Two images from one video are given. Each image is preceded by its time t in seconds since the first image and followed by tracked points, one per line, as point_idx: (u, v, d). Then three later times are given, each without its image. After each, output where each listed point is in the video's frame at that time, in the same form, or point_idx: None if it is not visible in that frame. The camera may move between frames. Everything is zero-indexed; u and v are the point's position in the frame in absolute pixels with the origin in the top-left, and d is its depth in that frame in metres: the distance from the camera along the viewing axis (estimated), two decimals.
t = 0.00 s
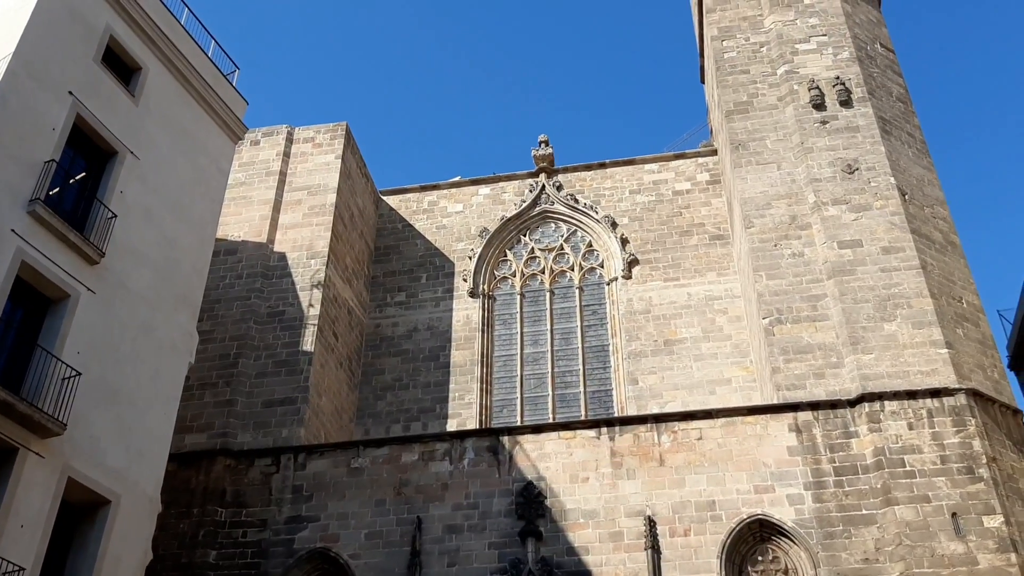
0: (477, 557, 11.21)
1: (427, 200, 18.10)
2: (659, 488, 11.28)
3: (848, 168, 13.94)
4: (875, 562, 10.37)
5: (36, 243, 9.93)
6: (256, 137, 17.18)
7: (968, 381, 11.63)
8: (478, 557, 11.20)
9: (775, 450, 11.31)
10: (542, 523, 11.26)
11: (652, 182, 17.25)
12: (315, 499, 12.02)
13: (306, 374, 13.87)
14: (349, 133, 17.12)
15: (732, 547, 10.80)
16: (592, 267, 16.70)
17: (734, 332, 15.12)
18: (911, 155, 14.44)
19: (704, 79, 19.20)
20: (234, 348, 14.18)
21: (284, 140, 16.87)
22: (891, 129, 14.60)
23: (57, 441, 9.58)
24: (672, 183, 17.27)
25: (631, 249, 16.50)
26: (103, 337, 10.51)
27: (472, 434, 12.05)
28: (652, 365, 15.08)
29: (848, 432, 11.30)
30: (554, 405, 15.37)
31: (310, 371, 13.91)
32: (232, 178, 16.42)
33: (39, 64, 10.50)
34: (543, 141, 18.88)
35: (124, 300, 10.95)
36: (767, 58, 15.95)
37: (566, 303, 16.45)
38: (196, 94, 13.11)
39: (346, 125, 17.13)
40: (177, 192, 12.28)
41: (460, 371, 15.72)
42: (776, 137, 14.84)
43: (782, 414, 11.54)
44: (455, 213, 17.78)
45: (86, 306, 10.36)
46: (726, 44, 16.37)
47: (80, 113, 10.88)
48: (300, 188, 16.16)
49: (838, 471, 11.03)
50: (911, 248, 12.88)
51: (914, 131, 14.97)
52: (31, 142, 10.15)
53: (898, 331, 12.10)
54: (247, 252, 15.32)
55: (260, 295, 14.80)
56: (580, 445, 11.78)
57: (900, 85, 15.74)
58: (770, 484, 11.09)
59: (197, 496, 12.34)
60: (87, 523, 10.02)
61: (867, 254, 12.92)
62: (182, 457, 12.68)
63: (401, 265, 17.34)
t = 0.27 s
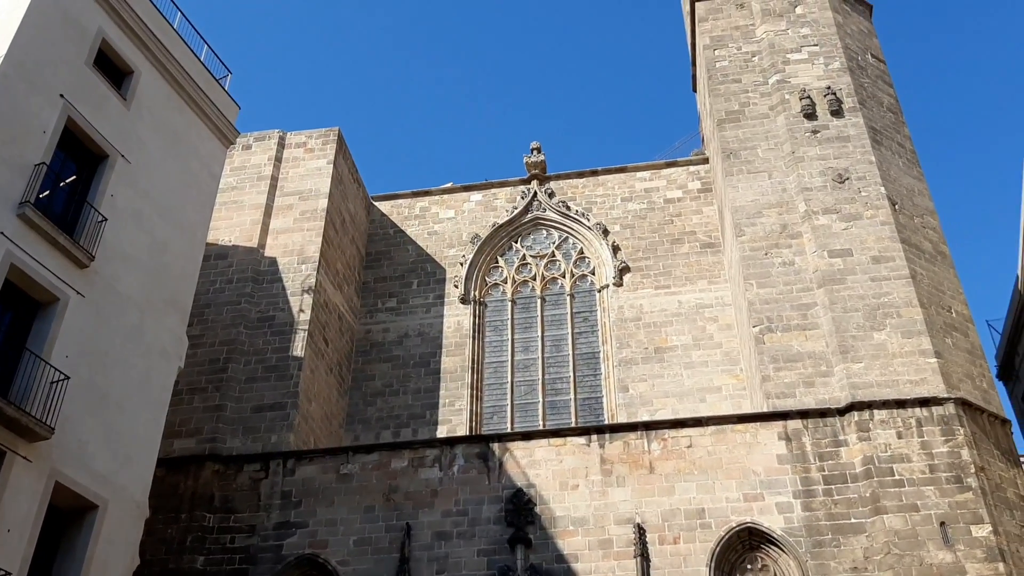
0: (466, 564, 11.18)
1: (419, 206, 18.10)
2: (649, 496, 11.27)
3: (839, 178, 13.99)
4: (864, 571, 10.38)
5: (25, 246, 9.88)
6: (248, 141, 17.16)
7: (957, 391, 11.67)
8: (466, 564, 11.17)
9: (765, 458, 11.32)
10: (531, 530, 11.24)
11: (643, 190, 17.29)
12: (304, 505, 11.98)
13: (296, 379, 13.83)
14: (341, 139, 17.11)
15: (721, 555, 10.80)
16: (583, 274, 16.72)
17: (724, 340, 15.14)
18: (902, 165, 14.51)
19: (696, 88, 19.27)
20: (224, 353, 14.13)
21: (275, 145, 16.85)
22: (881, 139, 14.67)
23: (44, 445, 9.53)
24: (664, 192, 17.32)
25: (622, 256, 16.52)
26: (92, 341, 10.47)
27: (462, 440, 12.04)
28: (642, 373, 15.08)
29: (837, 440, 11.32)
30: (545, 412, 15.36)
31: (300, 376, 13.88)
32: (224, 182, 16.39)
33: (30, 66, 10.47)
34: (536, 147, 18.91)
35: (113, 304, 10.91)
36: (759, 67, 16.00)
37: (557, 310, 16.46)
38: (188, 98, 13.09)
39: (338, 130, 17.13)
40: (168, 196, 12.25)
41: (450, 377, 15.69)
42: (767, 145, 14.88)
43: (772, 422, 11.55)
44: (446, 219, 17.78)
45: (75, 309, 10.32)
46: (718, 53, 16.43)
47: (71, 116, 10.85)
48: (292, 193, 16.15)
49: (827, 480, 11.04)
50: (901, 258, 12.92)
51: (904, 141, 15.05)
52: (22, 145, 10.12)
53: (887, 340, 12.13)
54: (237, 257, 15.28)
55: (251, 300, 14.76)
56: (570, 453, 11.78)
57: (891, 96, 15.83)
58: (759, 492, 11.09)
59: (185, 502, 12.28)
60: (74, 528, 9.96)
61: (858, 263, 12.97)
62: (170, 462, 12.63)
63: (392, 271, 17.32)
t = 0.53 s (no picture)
0: (454, 571, 11.15)
1: (410, 212, 18.11)
2: (639, 503, 11.27)
3: (829, 187, 14.04)
4: None
5: (14, 249, 9.84)
6: (240, 146, 17.14)
7: (945, 400, 11.71)
8: (455, 572, 11.15)
9: (754, 466, 11.33)
10: (520, 538, 11.22)
11: (635, 198, 17.33)
12: (292, 511, 11.95)
13: (286, 384, 13.80)
14: (333, 144, 17.12)
15: (710, 563, 10.79)
16: (575, 281, 16.73)
17: (715, 348, 15.16)
18: (892, 175, 14.58)
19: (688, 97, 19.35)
20: (214, 358, 14.08)
21: (267, 150, 16.84)
22: (872, 149, 14.74)
23: (31, 450, 9.49)
24: (655, 200, 17.36)
25: (613, 264, 16.55)
26: (81, 345, 10.43)
27: (452, 447, 12.02)
28: (632, 380, 15.09)
29: (826, 449, 11.34)
30: (535, 419, 15.34)
31: (290, 381, 13.84)
32: (215, 187, 16.35)
33: (22, 69, 10.43)
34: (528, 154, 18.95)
35: (103, 308, 10.87)
36: (750, 76, 16.06)
37: (548, 316, 16.46)
38: (180, 103, 13.08)
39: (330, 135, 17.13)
40: (159, 201, 12.23)
41: (441, 384, 15.67)
42: (758, 154, 14.92)
43: (761, 431, 11.57)
44: (438, 225, 17.79)
45: (64, 313, 10.28)
46: (710, 62, 16.49)
47: (61, 119, 10.82)
48: (283, 198, 16.14)
49: (816, 488, 11.06)
50: (891, 267, 12.97)
51: (894, 151, 15.13)
52: (12, 148, 10.08)
53: (877, 349, 12.17)
54: (228, 261, 15.24)
55: (241, 305, 14.72)
56: (560, 460, 11.77)
57: (882, 106, 15.91)
58: (748, 501, 11.10)
59: (173, 507, 12.23)
60: (61, 533, 9.91)
61: (847, 272, 13.01)
62: (158, 467, 12.58)
63: (383, 276, 17.31)
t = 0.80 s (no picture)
0: None
1: (402, 217, 18.10)
2: (628, 511, 11.26)
3: (820, 196, 14.08)
4: None
5: (3, 252, 9.79)
6: (231, 150, 17.11)
7: (934, 409, 11.74)
8: None
9: (743, 474, 11.34)
10: (509, 544, 11.20)
11: (626, 205, 17.37)
12: (280, 516, 11.90)
13: (275, 389, 13.75)
14: (325, 148, 17.10)
15: (699, 571, 10.79)
16: (566, 287, 16.74)
17: (705, 356, 15.17)
18: (882, 185, 14.63)
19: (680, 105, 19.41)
20: (203, 362, 14.00)
21: (258, 154, 16.81)
22: (862, 158, 14.80)
23: (19, 453, 9.43)
24: (646, 207, 17.40)
25: (604, 270, 16.56)
26: (69, 348, 10.38)
27: (442, 453, 12.00)
28: (622, 387, 15.08)
29: (815, 457, 11.34)
30: (525, 425, 15.33)
31: (279, 386, 13.80)
32: (205, 191, 16.31)
33: (13, 71, 10.39)
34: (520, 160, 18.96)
35: (92, 312, 10.83)
36: (742, 85, 16.10)
37: (539, 323, 16.46)
38: (172, 106, 13.05)
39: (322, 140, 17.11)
40: (149, 204, 12.19)
41: (431, 390, 15.64)
42: (749, 162, 14.96)
43: (750, 438, 11.58)
44: (429, 230, 17.78)
45: (53, 316, 10.23)
46: (702, 70, 16.54)
47: (52, 121, 10.77)
48: (274, 202, 16.11)
49: (805, 496, 11.06)
50: (881, 276, 13.01)
51: (884, 161, 15.19)
52: (3, 150, 10.03)
53: (866, 358, 12.20)
54: (218, 265, 15.19)
55: (230, 309, 14.67)
56: (550, 466, 11.76)
57: (872, 116, 15.98)
58: (738, 508, 11.09)
59: (160, 512, 12.17)
60: (47, 538, 9.85)
61: (837, 281, 13.04)
62: (146, 471, 12.52)
63: (373, 282, 17.29)
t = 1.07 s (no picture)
0: None
1: (393, 222, 18.11)
2: (618, 517, 11.26)
3: (810, 205, 14.13)
4: None
5: None
6: (222, 153, 17.08)
7: (923, 418, 11.78)
8: None
9: (733, 481, 11.35)
10: (498, 551, 11.18)
11: (618, 212, 17.41)
12: (269, 521, 11.86)
13: (265, 394, 13.72)
14: (316, 153, 17.10)
15: None
16: (557, 293, 16.75)
17: (695, 363, 15.19)
18: (872, 194, 14.70)
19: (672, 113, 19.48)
20: (192, 366, 13.94)
21: (250, 157, 16.79)
22: (853, 167, 14.87)
23: (7, 456, 9.38)
24: (638, 214, 17.45)
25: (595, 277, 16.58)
26: (58, 351, 10.34)
27: (431, 459, 11.99)
28: (613, 394, 15.08)
29: (804, 465, 11.37)
30: (515, 432, 15.31)
31: (269, 391, 13.77)
32: (196, 194, 16.27)
33: (5, 73, 10.35)
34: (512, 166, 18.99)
35: (81, 315, 10.79)
36: (733, 93, 16.15)
37: (530, 329, 16.47)
38: (163, 109, 13.02)
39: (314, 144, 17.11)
40: (140, 208, 12.17)
41: (421, 395, 15.62)
42: (740, 170, 15.00)
43: (740, 445, 11.59)
44: (421, 236, 17.79)
45: (41, 319, 10.19)
46: (694, 78, 16.59)
47: (43, 123, 10.73)
48: (266, 207, 16.10)
49: (794, 504, 11.08)
50: (870, 285, 13.06)
51: (875, 170, 15.26)
52: None
53: (855, 366, 12.23)
54: (209, 269, 15.15)
55: (221, 313, 14.63)
56: (539, 473, 11.76)
57: (863, 125, 16.06)
58: (727, 516, 11.10)
59: (148, 516, 12.12)
60: (34, 541, 9.80)
61: (827, 289, 13.09)
62: (135, 475, 12.47)
63: (364, 286, 17.27)
